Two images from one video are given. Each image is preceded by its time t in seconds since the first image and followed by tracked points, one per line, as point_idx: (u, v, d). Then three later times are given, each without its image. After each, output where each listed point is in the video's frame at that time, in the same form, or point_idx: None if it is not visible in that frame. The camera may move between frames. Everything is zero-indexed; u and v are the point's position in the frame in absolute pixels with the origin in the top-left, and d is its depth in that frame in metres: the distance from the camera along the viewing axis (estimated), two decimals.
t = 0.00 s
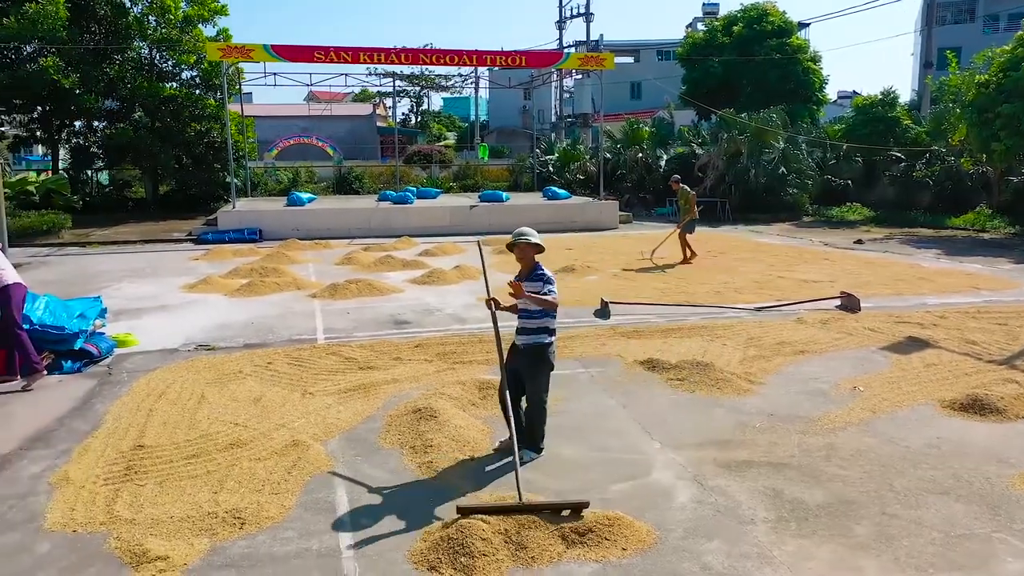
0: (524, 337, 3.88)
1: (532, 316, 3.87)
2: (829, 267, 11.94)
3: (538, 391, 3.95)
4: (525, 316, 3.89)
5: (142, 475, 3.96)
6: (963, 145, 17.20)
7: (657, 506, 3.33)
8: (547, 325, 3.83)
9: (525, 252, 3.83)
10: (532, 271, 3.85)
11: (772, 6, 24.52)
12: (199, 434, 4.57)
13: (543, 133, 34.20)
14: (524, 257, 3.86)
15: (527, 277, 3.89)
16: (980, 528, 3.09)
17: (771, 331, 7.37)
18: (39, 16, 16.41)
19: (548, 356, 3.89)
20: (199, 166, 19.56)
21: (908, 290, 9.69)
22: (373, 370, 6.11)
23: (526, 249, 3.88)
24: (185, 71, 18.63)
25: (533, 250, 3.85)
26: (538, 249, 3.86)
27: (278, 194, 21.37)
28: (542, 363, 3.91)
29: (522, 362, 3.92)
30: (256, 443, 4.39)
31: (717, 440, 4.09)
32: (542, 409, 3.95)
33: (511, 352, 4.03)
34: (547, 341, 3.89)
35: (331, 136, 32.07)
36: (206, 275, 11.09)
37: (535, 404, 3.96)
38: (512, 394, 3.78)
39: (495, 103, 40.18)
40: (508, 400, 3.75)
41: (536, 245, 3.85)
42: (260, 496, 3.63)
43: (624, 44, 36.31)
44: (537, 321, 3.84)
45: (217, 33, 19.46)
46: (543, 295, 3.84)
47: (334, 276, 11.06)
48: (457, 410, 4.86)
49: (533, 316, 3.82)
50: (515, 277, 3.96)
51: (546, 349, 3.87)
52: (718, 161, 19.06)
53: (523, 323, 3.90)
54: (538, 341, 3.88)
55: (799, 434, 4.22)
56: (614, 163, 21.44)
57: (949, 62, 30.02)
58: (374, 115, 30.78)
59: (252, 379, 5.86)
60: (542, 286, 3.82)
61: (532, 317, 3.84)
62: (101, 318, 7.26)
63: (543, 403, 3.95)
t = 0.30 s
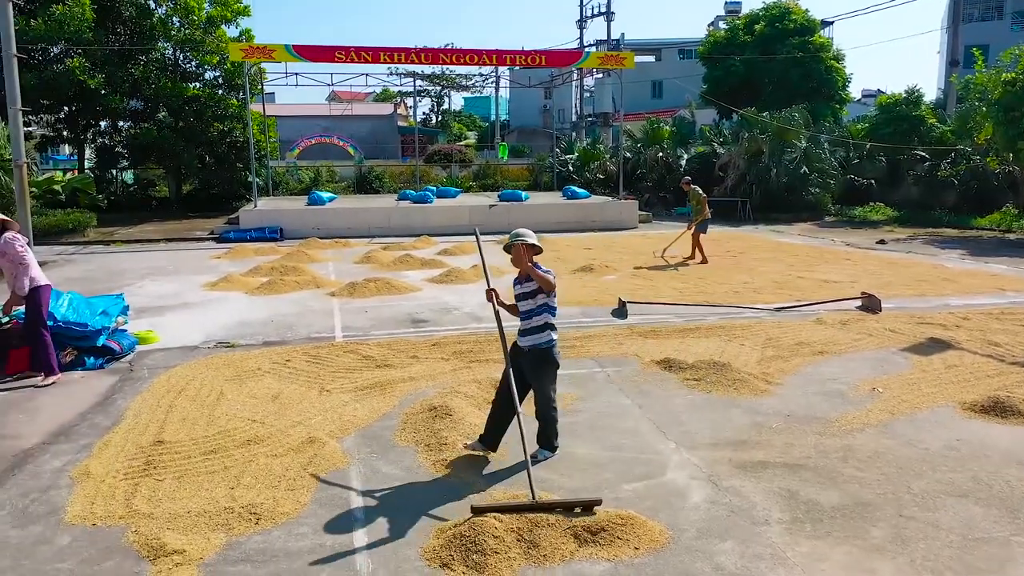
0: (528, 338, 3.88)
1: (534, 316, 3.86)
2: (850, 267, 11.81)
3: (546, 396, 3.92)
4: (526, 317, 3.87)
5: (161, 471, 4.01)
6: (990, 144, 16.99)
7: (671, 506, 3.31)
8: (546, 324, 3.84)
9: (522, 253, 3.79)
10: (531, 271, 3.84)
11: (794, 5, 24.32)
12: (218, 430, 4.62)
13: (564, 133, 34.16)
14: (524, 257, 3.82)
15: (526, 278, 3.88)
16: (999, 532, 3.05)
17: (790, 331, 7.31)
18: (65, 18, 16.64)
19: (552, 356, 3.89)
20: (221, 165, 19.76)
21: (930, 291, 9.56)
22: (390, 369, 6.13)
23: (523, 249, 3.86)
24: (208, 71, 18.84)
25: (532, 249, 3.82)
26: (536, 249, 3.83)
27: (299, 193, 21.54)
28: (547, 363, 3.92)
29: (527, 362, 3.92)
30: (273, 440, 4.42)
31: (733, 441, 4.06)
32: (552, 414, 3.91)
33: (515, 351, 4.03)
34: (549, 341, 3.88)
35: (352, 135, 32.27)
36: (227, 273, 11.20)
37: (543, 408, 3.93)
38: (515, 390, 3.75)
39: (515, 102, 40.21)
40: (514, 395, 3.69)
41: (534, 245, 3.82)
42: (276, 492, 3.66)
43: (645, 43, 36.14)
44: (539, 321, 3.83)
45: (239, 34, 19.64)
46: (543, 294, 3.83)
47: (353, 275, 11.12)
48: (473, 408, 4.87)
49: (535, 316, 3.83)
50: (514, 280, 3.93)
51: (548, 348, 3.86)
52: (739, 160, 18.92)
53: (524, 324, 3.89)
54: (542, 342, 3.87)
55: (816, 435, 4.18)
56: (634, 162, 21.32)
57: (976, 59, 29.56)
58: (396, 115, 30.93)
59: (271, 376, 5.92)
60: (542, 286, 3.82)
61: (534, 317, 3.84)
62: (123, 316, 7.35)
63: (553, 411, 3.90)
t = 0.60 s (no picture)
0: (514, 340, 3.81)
1: (520, 317, 3.80)
2: (872, 268, 11.68)
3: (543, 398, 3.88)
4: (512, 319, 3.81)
5: (179, 466, 4.06)
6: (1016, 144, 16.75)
7: (684, 506, 3.30)
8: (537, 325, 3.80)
9: (511, 255, 3.72)
10: (519, 273, 3.77)
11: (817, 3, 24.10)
12: (235, 427, 4.66)
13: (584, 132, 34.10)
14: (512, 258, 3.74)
15: (515, 278, 3.82)
16: (1017, 536, 3.00)
17: (809, 332, 7.24)
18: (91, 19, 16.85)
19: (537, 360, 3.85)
20: (243, 164, 19.95)
21: (953, 292, 9.44)
22: (406, 367, 6.16)
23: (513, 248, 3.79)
24: (231, 72, 19.03)
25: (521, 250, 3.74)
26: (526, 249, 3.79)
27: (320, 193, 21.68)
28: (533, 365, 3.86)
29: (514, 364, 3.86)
30: (290, 436, 4.47)
31: (748, 442, 4.03)
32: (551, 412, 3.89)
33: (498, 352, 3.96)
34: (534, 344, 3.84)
35: (373, 134, 32.45)
36: (248, 272, 11.31)
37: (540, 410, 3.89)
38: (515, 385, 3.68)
39: (535, 101, 40.20)
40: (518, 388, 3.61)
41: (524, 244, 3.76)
42: (292, 488, 3.69)
43: (666, 42, 35.98)
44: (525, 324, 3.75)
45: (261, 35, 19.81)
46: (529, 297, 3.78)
47: (372, 274, 11.17)
48: (488, 407, 4.86)
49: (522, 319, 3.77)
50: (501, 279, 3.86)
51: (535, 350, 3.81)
52: (760, 160, 18.73)
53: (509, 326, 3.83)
54: (528, 344, 3.82)
55: (833, 436, 4.14)
56: (654, 162, 21.27)
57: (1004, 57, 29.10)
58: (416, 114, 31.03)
59: (289, 374, 5.97)
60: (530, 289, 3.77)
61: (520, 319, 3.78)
62: (145, 313, 7.43)
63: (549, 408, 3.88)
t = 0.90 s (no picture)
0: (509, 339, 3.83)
1: (513, 319, 3.81)
2: (894, 269, 11.54)
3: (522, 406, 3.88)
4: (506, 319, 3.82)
5: (196, 463, 4.10)
6: None
7: (697, 507, 3.28)
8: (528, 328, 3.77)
9: (507, 256, 3.72)
10: (514, 273, 3.77)
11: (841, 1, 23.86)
12: (253, 424, 4.71)
13: (605, 132, 34.04)
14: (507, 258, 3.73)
15: (509, 277, 3.80)
16: None
17: (828, 333, 7.17)
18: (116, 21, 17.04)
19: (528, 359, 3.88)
20: (265, 164, 20.14)
21: (977, 294, 9.30)
22: (423, 366, 6.18)
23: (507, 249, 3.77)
24: (253, 72, 19.21)
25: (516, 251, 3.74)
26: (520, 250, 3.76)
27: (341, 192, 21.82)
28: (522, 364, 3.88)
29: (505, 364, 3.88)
30: (306, 434, 4.50)
31: (763, 444, 4.01)
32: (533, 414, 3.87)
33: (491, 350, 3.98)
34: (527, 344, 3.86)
35: (394, 134, 32.59)
36: (268, 270, 11.41)
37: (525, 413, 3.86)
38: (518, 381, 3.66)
39: (556, 101, 40.17)
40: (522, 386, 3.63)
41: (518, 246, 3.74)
42: (307, 485, 3.72)
43: (688, 41, 35.82)
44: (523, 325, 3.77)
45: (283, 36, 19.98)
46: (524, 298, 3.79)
47: (391, 273, 11.22)
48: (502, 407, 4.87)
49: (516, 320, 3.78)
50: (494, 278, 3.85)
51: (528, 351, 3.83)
52: (783, 160, 18.64)
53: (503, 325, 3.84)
54: (521, 344, 3.85)
55: (850, 439, 4.10)
56: (675, 161, 21.19)
57: None
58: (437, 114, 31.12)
59: (306, 372, 6.01)
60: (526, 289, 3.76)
61: (514, 320, 3.79)
62: (166, 312, 7.53)
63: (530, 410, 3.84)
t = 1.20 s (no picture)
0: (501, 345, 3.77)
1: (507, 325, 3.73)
2: (916, 269, 11.39)
3: (510, 409, 3.71)
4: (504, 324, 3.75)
5: (213, 459, 4.15)
6: None
7: (710, 508, 3.26)
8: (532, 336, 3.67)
9: (500, 262, 3.63)
10: (510, 280, 3.66)
11: None
12: (269, 422, 4.75)
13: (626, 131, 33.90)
14: (501, 263, 3.64)
15: (506, 284, 3.70)
16: None
17: (847, 335, 7.10)
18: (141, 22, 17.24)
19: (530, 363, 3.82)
20: (287, 164, 20.30)
21: (1001, 295, 9.15)
22: (439, 365, 6.21)
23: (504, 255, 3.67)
24: (275, 73, 19.37)
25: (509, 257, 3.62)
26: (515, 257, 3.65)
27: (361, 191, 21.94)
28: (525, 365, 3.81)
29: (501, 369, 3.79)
30: (321, 432, 4.53)
31: (778, 445, 3.98)
32: (513, 426, 3.73)
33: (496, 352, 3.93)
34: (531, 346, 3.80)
35: (415, 134, 32.70)
36: (287, 269, 11.49)
37: (506, 419, 3.72)
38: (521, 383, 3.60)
39: (577, 101, 40.12)
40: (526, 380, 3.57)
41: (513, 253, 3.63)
42: (320, 483, 3.75)
43: (710, 40, 35.60)
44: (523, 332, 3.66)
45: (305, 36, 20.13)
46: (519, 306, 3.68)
47: (409, 272, 11.27)
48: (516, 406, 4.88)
49: (508, 327, 3.69)
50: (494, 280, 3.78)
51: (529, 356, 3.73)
52: (804, 159, 18.36)
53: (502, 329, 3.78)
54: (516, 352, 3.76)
55: (866, 441, 4.06)
56: (695, 161, 21.09)
57: None
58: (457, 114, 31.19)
59: (323, 370, 6.06)
60: (520, 298, 3.64)
61: (507, 328, 3.71)
62: (186, 309, 7.61)
63: (516, 418, 3.72)
